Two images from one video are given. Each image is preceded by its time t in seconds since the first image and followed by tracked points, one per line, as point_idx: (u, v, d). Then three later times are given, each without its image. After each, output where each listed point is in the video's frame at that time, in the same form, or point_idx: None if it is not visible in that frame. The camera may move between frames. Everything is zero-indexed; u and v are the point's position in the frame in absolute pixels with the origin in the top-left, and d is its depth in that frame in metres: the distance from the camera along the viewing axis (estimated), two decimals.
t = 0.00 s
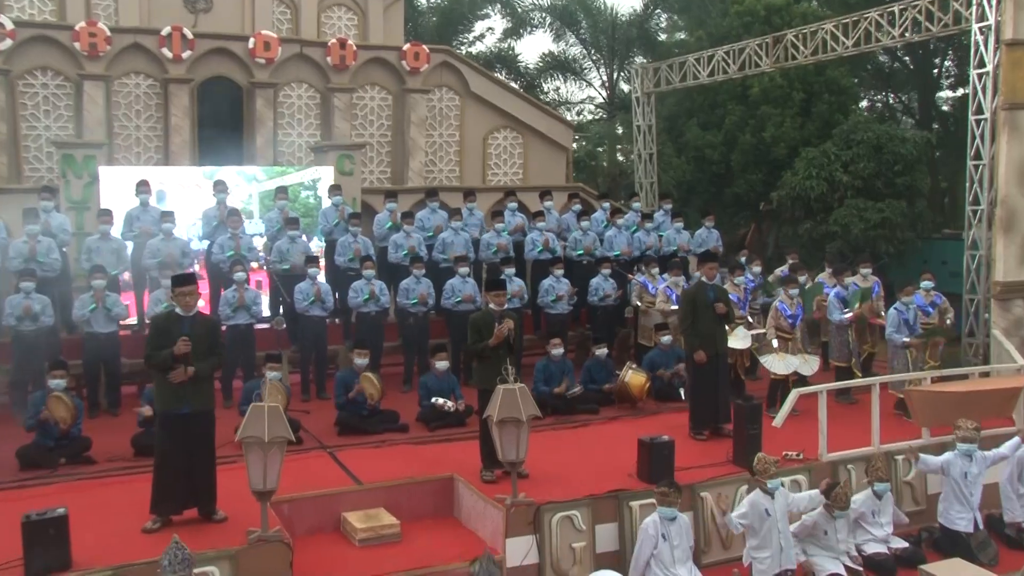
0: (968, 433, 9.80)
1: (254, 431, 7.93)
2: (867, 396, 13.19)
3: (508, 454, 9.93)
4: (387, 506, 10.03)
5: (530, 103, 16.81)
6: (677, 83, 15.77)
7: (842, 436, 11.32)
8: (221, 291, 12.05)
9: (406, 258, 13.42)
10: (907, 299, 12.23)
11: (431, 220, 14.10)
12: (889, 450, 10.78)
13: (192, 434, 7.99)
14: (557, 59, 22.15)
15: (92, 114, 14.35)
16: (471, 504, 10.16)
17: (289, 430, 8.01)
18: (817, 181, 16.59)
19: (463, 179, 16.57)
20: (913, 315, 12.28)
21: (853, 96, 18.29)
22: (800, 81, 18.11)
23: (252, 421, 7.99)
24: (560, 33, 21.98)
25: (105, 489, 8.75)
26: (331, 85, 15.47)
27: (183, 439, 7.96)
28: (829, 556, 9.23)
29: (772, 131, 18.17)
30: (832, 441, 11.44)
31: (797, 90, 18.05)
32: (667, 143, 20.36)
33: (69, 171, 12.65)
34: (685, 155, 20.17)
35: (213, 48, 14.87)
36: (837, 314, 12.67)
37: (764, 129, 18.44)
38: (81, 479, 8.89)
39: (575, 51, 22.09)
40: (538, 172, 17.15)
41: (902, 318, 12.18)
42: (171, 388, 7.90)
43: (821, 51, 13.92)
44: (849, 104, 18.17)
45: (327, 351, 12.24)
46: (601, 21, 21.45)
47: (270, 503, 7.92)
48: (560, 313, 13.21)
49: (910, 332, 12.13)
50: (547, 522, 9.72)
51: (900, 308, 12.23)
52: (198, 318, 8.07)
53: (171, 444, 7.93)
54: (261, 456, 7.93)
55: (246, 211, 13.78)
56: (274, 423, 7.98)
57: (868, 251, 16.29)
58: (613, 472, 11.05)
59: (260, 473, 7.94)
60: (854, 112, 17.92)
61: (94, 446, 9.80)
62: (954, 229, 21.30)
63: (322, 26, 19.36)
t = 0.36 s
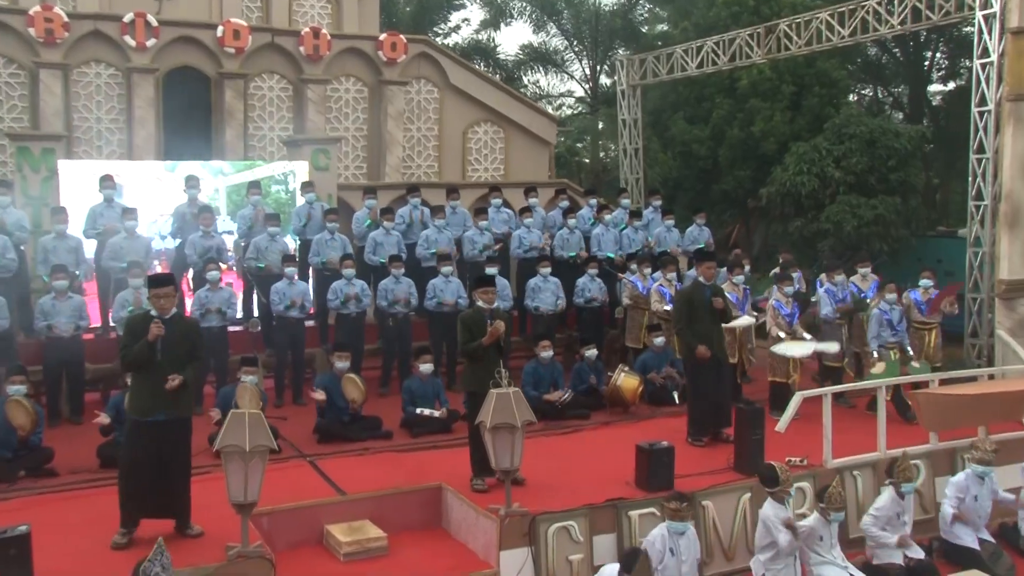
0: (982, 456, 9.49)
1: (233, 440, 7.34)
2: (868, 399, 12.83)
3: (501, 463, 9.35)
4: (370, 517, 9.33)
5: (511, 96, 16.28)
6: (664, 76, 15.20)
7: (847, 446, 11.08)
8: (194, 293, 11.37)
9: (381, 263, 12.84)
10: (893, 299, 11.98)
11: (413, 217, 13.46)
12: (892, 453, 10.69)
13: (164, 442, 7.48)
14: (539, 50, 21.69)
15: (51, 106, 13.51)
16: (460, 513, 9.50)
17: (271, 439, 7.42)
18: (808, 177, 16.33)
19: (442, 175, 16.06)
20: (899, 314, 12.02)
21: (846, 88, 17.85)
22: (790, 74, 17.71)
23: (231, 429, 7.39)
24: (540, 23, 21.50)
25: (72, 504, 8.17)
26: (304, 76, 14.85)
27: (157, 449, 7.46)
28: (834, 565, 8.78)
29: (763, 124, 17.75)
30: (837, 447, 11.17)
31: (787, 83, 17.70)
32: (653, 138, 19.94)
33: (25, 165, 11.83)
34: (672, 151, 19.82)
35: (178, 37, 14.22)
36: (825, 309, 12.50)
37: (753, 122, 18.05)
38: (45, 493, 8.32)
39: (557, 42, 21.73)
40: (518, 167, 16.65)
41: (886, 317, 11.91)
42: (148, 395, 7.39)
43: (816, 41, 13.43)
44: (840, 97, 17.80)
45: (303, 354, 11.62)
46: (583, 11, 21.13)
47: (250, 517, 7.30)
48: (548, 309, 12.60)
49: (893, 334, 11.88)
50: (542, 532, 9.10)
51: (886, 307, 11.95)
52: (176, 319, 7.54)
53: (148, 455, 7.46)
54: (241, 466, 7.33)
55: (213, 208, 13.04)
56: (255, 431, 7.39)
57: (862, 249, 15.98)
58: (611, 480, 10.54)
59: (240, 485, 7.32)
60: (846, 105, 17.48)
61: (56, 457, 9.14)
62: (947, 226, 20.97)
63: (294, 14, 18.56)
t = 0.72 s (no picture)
0: (1005, 477, 8.77)
1: (215, 449, 6.90)
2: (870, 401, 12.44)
3: (497, 471, 8.87)
4: (357, 529, 8.69)
5: (496, 89, 16.23)
6: (653, 69, 14.68)
7: (854, 446, 10.56)
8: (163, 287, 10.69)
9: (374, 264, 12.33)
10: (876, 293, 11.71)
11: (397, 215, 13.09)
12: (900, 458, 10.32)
13: (121, 452, 6.85)
14: (521, 41, 21.13)
15: (5, 95, 12.94)
16: (452, 524, 8.86)
17: (254, 448, 7.00)
18: (801, 173, 16.05)
19: (422, 169, 15.92)
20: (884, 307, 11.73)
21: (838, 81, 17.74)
22: (779, 66, 17.43)
23: (212, 436, 6.96)
24: (522, 12, 20.76)
25: (33, 521, 7.56)
26: (278, 67, 14.71)
27: (118, 463, 6.85)
28: None
29: (753, 119, 17.43)
30: (846, 451, 10.69)
31: (778, 75, 17.42)
32: (639, 133, 19.53)
33: None
34: (659, 146, 19.37)
35: (143, 23, 13.82)
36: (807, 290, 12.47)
37: (742, 117, 17.74)
38: (6, 508, 7.72)
39: (540, 32, 21.08)
40: (500, 161, 16.61)
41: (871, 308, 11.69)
42: (96, 403, 6.75)
43: (811, 31, 13.05)
44: (831, 90, 17.62)
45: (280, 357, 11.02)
46: None
47: (231, 531, 6.87)
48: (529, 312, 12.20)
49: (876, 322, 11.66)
50: (541, 542, 8.39)
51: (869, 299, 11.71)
52: (132, 320, 6.89)
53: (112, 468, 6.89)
54: (223, 476, 6.89)
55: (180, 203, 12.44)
56: (238, 439, 6.98)
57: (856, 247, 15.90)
58: (610, 487, 10.03)
59: (221, 497, 6.87)
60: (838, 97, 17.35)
61: (15, 470, 8.51)
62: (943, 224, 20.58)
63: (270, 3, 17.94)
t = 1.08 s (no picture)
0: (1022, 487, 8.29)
1: (197, 456, 6.30)
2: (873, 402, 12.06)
3: (494, 477, 8.28)
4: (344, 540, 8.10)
5: (481, 83, 16.45)
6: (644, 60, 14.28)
7: (862, 450, 10.15)
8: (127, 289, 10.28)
9: (359, 265, 11.79)
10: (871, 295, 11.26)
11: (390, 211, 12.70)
12: (909, 463, 9.92)
13: (72, 460, 6.55)
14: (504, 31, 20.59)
15: None
16: (444, 534, 8.28)
17: (240, 455, 6.42)
18: (794, 169, 16.24)
19: (402, 164, 16.01)
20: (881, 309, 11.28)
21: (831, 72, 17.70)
22: (772, 57, 17.44)
23: (195, 444, 6.37)
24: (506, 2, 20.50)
25: None
26: (251, 56, 14.62)
27: (78, 473, 6.58)
28: None
29: (746, 112, 17.42)
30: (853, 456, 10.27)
31: (770, 67, 17.40)
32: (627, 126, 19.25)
33: None
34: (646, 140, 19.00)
35: (109, 9, 13.57)
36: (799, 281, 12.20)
37: (735, 110, 17.73)
38: None
39: (523, 22, 20.67)
40: (483, 155, 16.80)
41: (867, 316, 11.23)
42: (29, 424, 6.43)
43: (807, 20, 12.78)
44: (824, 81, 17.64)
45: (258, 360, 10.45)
46: None
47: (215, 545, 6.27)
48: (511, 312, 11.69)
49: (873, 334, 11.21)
50: (539, 551, 7.83)
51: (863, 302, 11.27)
52: (75, 327, 6.58)
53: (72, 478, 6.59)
54: (206, 485, 6.30)
55: (143, 195, 12.00)
56: (222, 446, 6.40)
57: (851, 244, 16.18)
58: (610, 495, 9.53)
59: (204, 509, 6.28)
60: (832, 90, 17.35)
61: None
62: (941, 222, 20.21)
63: None
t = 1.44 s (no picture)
0: None
1: (176, 466, 5.81)
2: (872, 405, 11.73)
3: (488, 486, 7.80)
4: (330, 552, 7.53)
5: (462, 75, 16.02)
6: (628, 53, 14.23)
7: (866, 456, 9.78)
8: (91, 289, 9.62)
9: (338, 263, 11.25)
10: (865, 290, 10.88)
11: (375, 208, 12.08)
12: (916, 469, 9.56)
13: (30, 475, 6.02)
14: (482, 21, 20.03)
15: None
16: (436, 547, 7.74)
17: (222, 465, 5.94)
18: (784, 164, 16.06)
19: (378, 158, 15.52)
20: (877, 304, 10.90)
21: (822, 65, 17.62)
22: (761, 49, 17.28)
23: (172, 454, 5.85)
24: None
25: None
26: (220, 46, 14.02)
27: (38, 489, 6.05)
28: None
29: (734, 106, 17.18)
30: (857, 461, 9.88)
31: (759, 59, 17.24)
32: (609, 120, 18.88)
33: None
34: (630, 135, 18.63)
35: None
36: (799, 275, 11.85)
37: (723, 103, 17.47)
38: None
39: (502, 13, 20.05)
40: (463, 149, 16.36)
41: (862, 309, 10.82)
42: None
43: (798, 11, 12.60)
44: (814, 75, 17.48)
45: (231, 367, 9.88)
46: None
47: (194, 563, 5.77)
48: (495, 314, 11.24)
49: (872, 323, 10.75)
50: (537, 564, 7.40)
51: (859, 299, 10.88)
52: (33, 325, 6.02)
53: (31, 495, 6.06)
54: (185, 497, 5.81)
55: (103, 190, 11.21)
56: (203, 455, 5.89)
57: (843, 242, 15.98)
58: (607, 502, 9.08)
59: (183, 522, 5.79)
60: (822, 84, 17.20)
61: None
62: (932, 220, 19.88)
63: None
